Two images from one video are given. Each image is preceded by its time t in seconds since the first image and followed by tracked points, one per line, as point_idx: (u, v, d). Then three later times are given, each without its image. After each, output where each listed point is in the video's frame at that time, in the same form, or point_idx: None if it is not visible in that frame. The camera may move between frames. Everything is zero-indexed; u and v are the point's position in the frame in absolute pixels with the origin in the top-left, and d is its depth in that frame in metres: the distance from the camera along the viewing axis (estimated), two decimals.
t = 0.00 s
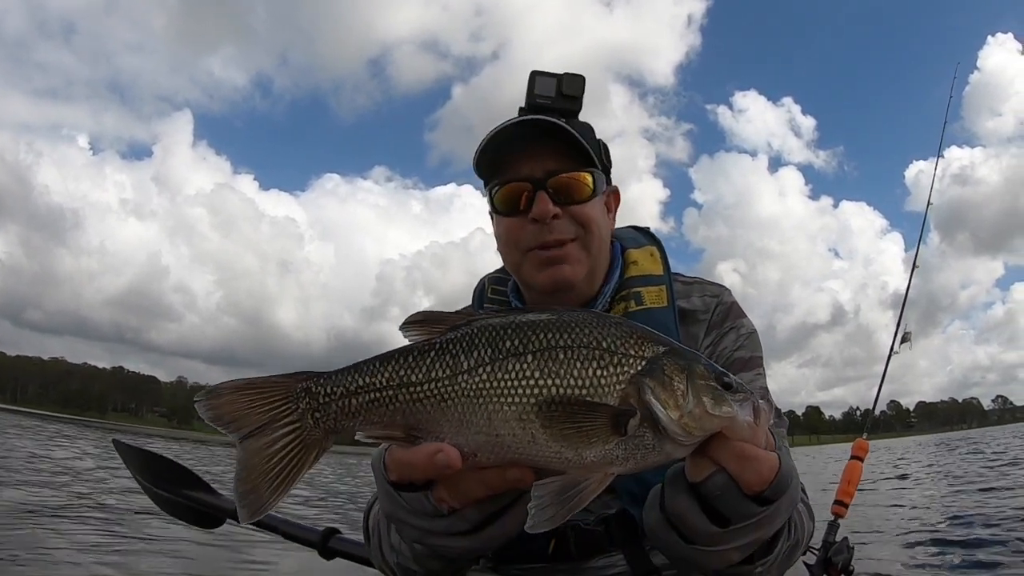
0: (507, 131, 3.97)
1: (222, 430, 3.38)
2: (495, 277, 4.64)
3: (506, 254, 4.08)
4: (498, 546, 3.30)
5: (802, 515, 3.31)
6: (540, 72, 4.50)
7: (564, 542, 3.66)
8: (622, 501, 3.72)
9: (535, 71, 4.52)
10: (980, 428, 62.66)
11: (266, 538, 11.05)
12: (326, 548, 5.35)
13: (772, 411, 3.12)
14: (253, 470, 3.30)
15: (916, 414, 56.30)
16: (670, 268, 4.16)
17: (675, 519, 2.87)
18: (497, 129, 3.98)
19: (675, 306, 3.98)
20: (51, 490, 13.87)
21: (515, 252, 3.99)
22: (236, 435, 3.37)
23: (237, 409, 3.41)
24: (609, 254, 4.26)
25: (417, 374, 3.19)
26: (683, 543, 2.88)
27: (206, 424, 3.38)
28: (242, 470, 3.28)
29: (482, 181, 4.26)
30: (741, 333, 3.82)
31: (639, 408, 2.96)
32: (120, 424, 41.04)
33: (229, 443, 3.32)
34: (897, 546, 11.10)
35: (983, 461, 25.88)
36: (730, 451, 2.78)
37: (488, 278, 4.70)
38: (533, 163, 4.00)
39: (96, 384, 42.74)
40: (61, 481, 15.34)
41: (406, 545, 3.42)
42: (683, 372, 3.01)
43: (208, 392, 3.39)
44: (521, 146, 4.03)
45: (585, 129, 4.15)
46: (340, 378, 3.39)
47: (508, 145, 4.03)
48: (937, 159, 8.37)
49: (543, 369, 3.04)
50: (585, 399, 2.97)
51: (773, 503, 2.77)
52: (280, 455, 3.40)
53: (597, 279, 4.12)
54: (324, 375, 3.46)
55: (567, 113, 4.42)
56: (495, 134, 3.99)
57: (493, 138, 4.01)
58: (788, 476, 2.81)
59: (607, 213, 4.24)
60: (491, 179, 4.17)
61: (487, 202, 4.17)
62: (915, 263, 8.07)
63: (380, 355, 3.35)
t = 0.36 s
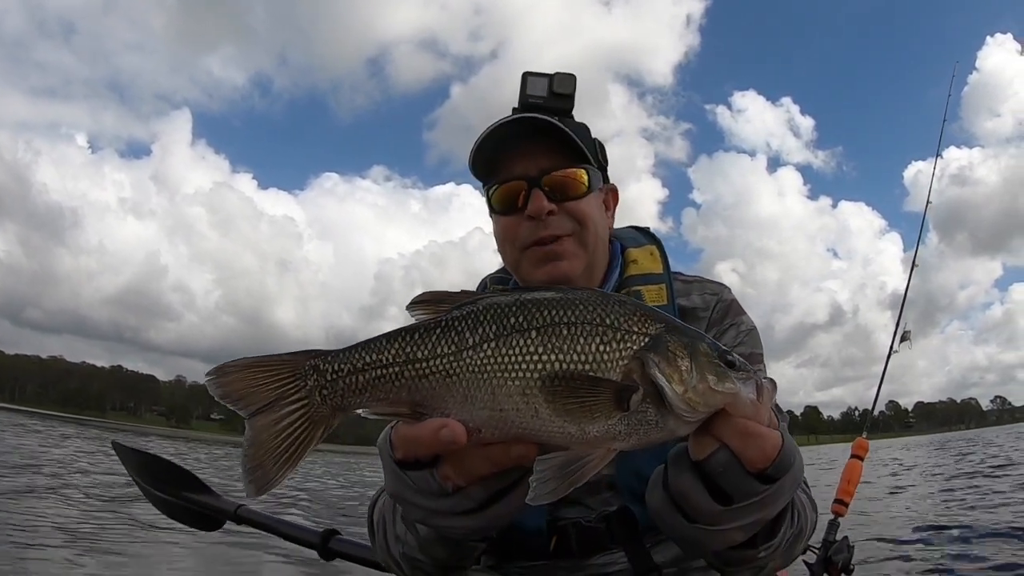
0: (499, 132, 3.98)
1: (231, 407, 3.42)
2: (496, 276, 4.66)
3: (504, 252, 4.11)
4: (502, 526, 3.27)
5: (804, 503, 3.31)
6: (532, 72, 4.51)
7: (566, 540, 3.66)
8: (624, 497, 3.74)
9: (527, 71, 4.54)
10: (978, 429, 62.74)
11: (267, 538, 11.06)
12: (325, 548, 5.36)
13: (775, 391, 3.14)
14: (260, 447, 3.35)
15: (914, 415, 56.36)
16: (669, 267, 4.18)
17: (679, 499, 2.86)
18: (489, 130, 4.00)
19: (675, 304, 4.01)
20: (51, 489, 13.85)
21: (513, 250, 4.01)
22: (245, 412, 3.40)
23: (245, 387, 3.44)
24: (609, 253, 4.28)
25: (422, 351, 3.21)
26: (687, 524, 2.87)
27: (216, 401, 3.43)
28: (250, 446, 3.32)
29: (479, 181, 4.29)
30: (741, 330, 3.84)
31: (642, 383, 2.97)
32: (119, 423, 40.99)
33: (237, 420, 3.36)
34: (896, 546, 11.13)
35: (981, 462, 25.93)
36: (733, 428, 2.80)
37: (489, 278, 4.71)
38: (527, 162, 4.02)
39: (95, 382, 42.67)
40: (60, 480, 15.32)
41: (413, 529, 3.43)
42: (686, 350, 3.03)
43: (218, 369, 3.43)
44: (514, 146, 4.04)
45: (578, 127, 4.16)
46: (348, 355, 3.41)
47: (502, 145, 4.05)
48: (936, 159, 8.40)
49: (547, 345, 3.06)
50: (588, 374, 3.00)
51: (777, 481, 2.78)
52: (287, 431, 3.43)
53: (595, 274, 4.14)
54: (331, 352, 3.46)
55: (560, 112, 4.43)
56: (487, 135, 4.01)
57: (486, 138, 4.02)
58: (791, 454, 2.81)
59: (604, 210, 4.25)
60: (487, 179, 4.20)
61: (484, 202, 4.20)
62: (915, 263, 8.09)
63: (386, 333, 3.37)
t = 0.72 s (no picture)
0: (501, 132, 3.97)
1: (228, 405, 3.41)
2: (496, 277, 4.64)
3: (506, 253, 4.09)
4: (496, 527, 3.26)
5: (801, 504, 3.29)
6: (532, 73, 4.50)
7: (566, 539, 3.63)
8: (622, 496, 3.72)
9: (527, 72, 4.52)
10: (977, 429, 62.79)
11: (267, 538, 11.04)
12: (326, 547, 5.34)
13: (770, 393, 3.13)
14: (256, 444, 3.33)
15: (913, 415, 56.42)
16: (670, 267, 4.16)
17: (673, 501, 2.85)
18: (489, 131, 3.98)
19: (675, 304, 3.99)
20: (50, 489, 13.83)
21: (515, 251, 4.00)
22: (241, 409, 3.39)
23: (242, 384, 3.44)
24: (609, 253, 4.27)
25: (418, 351, 3.19)
26: (681, 526, 2.86)
27: (214, 398, 3.42)
28: (246, 443, 3.30)
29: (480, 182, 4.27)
30: (741, 330, 3.83)
31: (637, 384, 2.97)
32: (118, 423, 40.93)
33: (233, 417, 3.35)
34: (895, 546, 11.12)
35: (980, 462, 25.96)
36: (728, 430, 2.77)
37: (489, 278, 4.70)
38: (529, 163, 4.01)
39: (93, 381, 42.60)
40: (59, 480, 15.29)
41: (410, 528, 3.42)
42: (680, 353, 3.04)
43: (214, 367, 3.42)
44: (515, 147, 4.03)
45: (579, 127, 4.15)
46: (344, 355, 3.40)
47: (503, 146, 4.04)
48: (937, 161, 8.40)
49: (543, 346, 3.04)
50: (583, 375, 2.99)
51: (771, 483, 2.76)
52: (283, 429, 3.41)
53: (596, 274, 4.14)
54: (326, 351, 3.45)
55: (561, 113, 4.43)
56: (488, 136, 3.99)
57: (486, 141, 4.01)
58: (786, 457, 2.79)
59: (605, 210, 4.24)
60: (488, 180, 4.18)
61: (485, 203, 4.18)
62: (915, 264, 8.09)
63: (383, 333, 3.35)
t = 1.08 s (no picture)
0: (500, 133, 3.97)
1: (230, 415, 3.37)
2: (497, 277, 4.64)
3: (508, 255, 4.09)
4: (500, 533, 3.26)
5: (803, 505, 3.28)
6: (532, 73, 4.49)
7: (567, 538, 3.63)
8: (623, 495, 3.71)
9: (528, 72, 4.52)
10: (975, 429, 62.81)
11: (266, 539, 11.02)
12: (327, 547, 5.33)
13: (771, 400, 3.12)
14: (260, 454, 3.31)
15: (911, 415, 56.50)
16: (671, 267, 4.16)
17: (675, 507, 2.85)
18: (490, 132, 3.98)
19: (676, 303, 3.98)
20: (48, 490, 13.79)
21: (516, 253, 3.99)
22: (244, 420, 3.37)
23: (244, 394, 3.40)
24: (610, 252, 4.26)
25: (421, 360, 3.19)
26: (683, 530, 2.86)
27: (214, 409, 3.36)
28: (250, 453, 3.28)
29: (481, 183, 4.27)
30: (742, 329, 3.82)
31: (640, 393, 2.97)
32: (115, 423, 40.82)
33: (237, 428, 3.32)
34: (894, 545, 11.13)
35: (977, 461, 26.00)
36: (729, 437, 2.76)
37: (490, 278, 4.70)
38: (529, 164, 4.01)
39: (91, 381, 42.50)
40: (57, 480, 15.24)
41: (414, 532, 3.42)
42: (683, 360, 3.03)
43: (216, 377, 3.37)
44: (515, 148, 4.03)
45: (580, 127, 4.15)
46: (347, 365, 3.39)
47: (504, 148, 4.04)
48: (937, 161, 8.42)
49: (547, 355, 3.04)
50: (586, 384, 2.99)
51: (773, 488, 2.75)
52: (286, 439, 3.41)
53: (597, 276, 4.14)
54: (329, 361, 3.45)
55: (562, 114, 4.43)
56: (487, 137, 4.00)
57: (486, 143, 4.02)
58: (788, 462, 2.78)
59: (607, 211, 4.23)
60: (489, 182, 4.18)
61: (487, 205, 4.18)
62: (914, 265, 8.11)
63: (386, 341, 3.35)
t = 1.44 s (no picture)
0: (516, 128, 3.93)
1: (222, 432, 3.35)
2: (495, 275, 4.62)
3: (517, 253, 4.02)
4: (497, 539, 3.25)
5: (800, 504, 3.27)
6: (540, 69, 4.45)
7: (565, 538, 3.61)
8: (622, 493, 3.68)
9: (535, 68, 4.48)
10: (973, 429, 62.84)
11: (264, 540, 10.99)
12: (325, 544, 5.31)
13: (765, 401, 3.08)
14: (254, 469, 3.29)
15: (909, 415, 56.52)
16: (669, 263, 4.14)
17: (669, 509, 2.83)
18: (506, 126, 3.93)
19: (675, 300, 3.97)
20: (45, 492, 13.76)
21: (528, 250, 3.94)
22: (236, 435, 3.35)
23: (236, 410, 3.39)
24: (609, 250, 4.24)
25: (413, 370, 3.17)
26: (678, 532, 2.84)
27: (207, 426, 3.34)
28: (244, 469, 3.26)
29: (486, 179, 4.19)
30: (741, 326, 3.81)
31: (633, 399, 2.95)
32: (113, 424, 40.73)
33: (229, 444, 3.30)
34: (893, 546, 11.11)
35: (975, 462, 26.01)
36: (722, 439, 2.75)
37: (488, 277, 4.68)
38: (542, 160, 3.97)
39: (89, 382, 42.42)
40: (54, 482, 15.21)
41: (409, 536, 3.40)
42: (674, 363, 3.01)
43: (207, 393, 3.35)
44: (527, 144, 3.99)
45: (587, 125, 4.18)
46: (339, 376, 3.38)
47: (516, 143, 3.99)
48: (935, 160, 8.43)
49: (538, 362, 3.03)
50: (579, 391, 2.97)
51: (766, 490, 2.74)
52: (280, 453, 3.39)
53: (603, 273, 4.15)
54: (320, 373, 3.44)
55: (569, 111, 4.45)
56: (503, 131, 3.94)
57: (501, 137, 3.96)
58: (782, 462, 2.76)
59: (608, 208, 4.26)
60: (497, 177, 4.10)
61: (492, 202, 4.10)
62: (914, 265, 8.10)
63: (377, 351, 3.33)
